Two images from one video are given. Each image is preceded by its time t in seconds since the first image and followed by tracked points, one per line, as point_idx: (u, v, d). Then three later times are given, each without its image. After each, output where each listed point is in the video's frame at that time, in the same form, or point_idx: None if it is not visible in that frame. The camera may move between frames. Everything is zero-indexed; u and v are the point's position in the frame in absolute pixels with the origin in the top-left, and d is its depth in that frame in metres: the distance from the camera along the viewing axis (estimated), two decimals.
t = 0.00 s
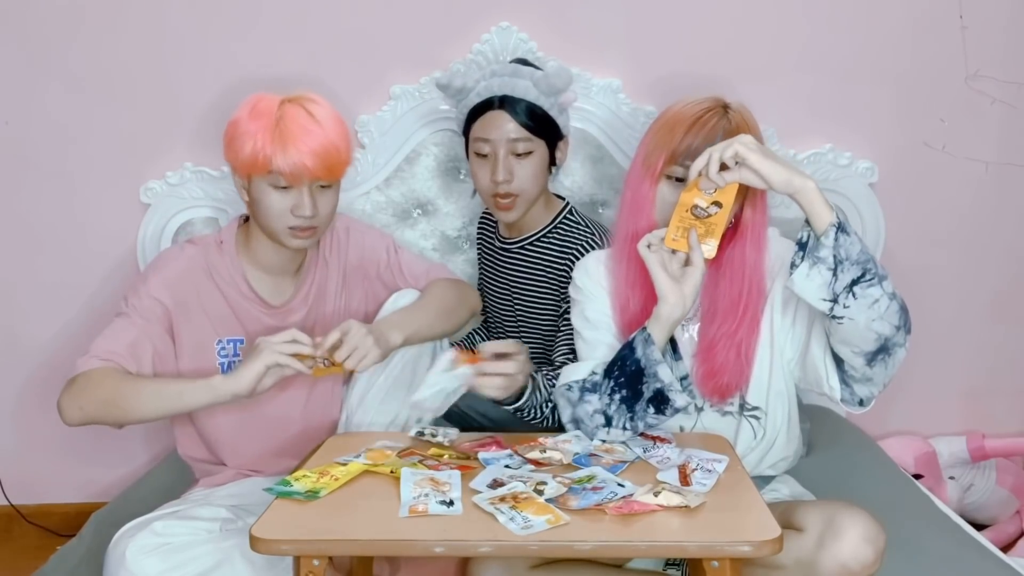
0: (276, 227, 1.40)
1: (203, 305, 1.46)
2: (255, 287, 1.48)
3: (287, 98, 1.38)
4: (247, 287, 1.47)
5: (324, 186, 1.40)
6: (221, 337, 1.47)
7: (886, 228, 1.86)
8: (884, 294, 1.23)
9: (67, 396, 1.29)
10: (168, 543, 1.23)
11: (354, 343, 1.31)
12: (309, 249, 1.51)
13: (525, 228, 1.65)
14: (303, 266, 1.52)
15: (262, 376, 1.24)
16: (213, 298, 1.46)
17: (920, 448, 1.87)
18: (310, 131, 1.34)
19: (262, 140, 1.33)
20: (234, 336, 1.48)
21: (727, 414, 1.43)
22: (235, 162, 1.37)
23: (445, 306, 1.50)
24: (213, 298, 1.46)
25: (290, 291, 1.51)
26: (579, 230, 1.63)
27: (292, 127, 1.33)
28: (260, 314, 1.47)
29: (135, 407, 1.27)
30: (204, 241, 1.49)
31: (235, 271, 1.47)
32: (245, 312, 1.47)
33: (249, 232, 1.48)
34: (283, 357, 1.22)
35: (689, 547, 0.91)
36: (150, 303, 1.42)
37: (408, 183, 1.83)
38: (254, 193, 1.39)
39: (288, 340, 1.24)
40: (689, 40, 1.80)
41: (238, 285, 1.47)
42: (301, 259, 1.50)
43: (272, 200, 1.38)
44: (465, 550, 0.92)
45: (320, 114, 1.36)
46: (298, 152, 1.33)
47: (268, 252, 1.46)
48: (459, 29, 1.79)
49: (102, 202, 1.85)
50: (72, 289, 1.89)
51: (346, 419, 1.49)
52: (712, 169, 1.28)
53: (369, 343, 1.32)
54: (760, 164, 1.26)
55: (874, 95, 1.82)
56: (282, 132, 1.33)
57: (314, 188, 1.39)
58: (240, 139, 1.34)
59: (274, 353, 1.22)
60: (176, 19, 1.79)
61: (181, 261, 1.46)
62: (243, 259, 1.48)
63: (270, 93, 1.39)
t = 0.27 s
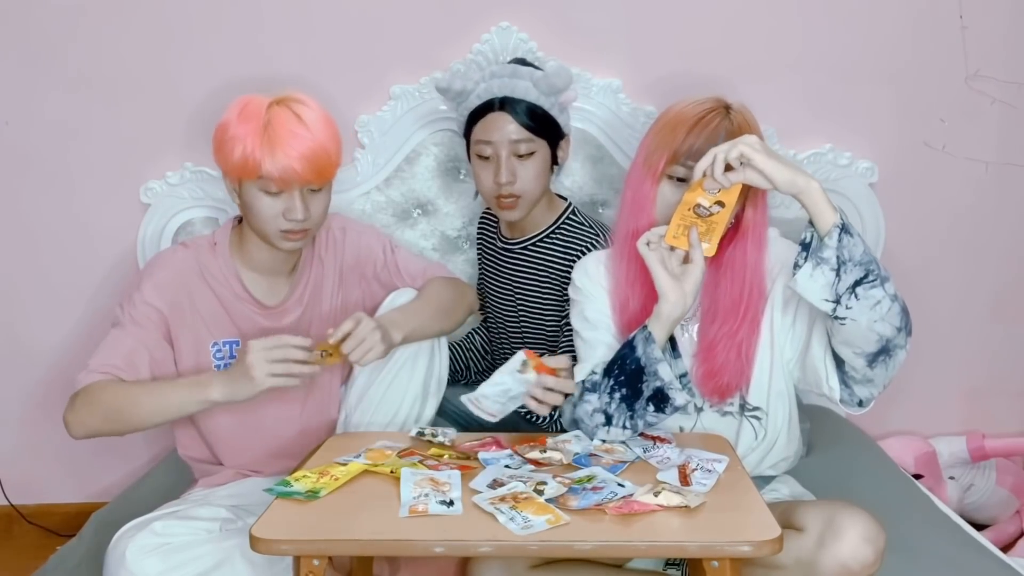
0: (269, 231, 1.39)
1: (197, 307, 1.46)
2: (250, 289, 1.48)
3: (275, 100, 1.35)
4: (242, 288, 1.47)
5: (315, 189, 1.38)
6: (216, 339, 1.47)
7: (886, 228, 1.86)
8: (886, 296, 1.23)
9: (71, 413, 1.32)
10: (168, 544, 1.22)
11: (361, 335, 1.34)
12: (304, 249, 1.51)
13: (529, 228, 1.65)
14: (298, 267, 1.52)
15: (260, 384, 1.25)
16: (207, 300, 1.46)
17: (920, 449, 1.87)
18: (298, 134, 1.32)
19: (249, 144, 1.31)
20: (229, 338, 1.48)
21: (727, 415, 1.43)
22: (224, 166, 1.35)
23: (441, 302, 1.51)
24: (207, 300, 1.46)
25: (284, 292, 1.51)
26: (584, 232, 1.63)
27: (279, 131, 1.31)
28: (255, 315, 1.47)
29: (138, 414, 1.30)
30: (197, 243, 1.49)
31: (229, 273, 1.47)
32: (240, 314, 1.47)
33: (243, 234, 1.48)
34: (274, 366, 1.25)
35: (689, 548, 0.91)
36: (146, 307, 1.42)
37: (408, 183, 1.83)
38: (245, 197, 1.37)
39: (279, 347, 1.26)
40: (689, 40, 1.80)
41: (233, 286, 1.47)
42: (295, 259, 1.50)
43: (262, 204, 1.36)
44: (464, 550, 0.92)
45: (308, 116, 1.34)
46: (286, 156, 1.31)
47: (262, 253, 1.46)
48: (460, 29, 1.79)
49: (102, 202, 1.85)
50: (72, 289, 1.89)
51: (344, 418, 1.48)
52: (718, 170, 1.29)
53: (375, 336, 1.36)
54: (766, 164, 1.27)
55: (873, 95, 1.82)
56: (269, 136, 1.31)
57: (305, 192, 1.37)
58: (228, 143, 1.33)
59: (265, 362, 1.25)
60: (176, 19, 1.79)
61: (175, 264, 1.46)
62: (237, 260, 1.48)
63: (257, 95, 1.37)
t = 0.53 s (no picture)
0: (261, 234, 1.39)
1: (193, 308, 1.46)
2: (246, 289, 1.48)
3: (262, 101, 1.35)
4: (239, 289, 1.47)
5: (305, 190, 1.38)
6: (214, 340, 1.46)
7: (886, 228, 1.86)
8: (885, 301, 1.23)
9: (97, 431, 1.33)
10: (168, 544, 1.23)
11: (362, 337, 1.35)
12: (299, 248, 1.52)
13: (524, 233, 1.65)
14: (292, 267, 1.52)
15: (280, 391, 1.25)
16: (203, 301, 1.46)
17: (920, 449, 1.86)
18: (285, 136, 1.31)
19: (236, 146, 1.31)
20: (226, 339, 1.47)
21: (727, 415, 1.43)
22: (213, 169, 1.35)
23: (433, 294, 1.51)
24: (203, 301, 1.46)
25: (279, 292, 1.51)
26: (573, 235, 1.64)
27: (266, 133, 1.31)
28: (252, 316, 1.47)
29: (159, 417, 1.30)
30: (191, 245, 1.49)
31: (224, 274, 1.47)
32: (236, 315, 1.46)
33: (236, 236, 1.48)
34: (296, 377, 1.25)
35: (689, 547, 0.91)
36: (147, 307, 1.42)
37: (409, 183, 1.83)
38: (236, 200, 1.37)
39: (301, 356, 1.25)
40: (689, 40, 1.80)
41: (229, 287, 1.47)
42: (290, 258, 1.50)
43: (252, 207, 1.36)
44: (465, 550, 0.92)
45: (295, 118, 1.33)
46: (272, 159, 1.31)
47: (257, 256, 1.46)
48: (460, 29, 1.79)
49: (102, 201, 1.85)
50: (72, 289, 1.89)
51: (343, 419, 1.48)
52: (719, 175, 1.27)
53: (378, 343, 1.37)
54: (766, 171, 1.26)
55: (874, 95, 1.82)
56: (255, 138, 1.31)
57: (294, 193, 1.37)
58: (216, 145, 1.33)
59: (292, 372, 1.24)
60: (176, 19, 1.79)
61: (171, 266, 1.46)
62: (231, 262, 1.48)
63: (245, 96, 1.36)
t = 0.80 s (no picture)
0: (257, 235, 1.39)
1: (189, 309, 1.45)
2: (243, 290, 1.48)
3: (256, 103, 1.35)
4: (236, 290, 1.47)
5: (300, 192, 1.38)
6: (212, 341, 1.46)
7: (886, 228, 1.86)
8: (886, 309, 1.24)
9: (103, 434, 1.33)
10: (168, 544, 1.22)
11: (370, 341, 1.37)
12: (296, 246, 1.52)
13: (518, 235, 1.65)
14: (287, 268, 1.52)
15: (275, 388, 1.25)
16: (201, 302, 1.46)
17: (920, 449, 1.86)
18: (279, 139, 1.31)
19: (231, 149, 1.31)
20: (224, 339, 1.47)
21: (727, 416, 1.42)
22: (208, 172, 1.35)
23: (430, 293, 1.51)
24: (201, 302, 1.46)
25: (276, 293, 1.51)
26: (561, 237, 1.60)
27: (260, 135, 1.31)
28: (250, 317, 1.47)
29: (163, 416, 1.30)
30: (188, 246, 1.49)
31: (222, 276, 1.47)
32: (234, 315, 1.46)
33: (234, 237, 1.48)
34: (291, 376, 1.25)
35: (689, 547, 0.91)
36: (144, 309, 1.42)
37: (408, 183, 1.83)
38: (231, 202, 1.37)
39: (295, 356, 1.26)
40: (689, 40, 1.80)
41: (228, 288, 1.47)
42: (285, 258, 1.49)
43: (248, 209, 1.36)
44: (464, 550, 0.92)
45: (289, 119, 1.33)
46: (267, 161, 1.31)
47: (252, 255, 1.45)
48: (460, 29, 1.79)
49: (102, 201, 1.85)
50: (72, 289, 1.89)
51: (342, 420, 1.48)
52: (720, 181, 1.27)
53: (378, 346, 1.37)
54: (769, 178, 1.26)
55: (874, 95, 1.82)
56: (250, 141, 1.31)
57: (290, 196, 1.37)
58: (211, 148, 1.33)
59: (288, 371, 1.25)
60: (176, 19, 1.79)
61: (169, 267, 1.46)
62: (228, 263, 1.48)
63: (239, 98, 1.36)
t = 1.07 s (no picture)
0: (256, 236, 1.39)
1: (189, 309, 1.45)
2: (242, 290, 1.48)
3: (252, 104, 1.35)
4: (236, 290, 1.47)
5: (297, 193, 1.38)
6: (211, 341, 1.46)
7: (886, 228, 1.86)
8: (886, 311, 1.24)
9: (111, 437, 1.32)
10: (168, 544, 1.22)
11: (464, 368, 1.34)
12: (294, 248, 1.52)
13: (520, 234, 1.65)
14: (286, 269, 1.52)
15: (280, 387, 1.24)
16: (199, 303, 1.46)
17: (920, 449, 1.86)
18: (276, 140, 1.31)
19: (228, 150, 1.31)
20: (223, 339, 1.47)
21: (726, 417, 1.42)
22: (205, 173, 1.35)
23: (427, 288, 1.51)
24: (200, 302, 1.46)
25: (274, 293, 1.51)
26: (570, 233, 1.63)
27: (257, 136, 1.31)
28: (248, 317, 1.47)
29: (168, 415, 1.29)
30: (187, 246, 1.49)
31: (221, 276, 1.47)
32: (232, 315, 1.47)
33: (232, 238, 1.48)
34: (297, 376, 1.24)
35: (689, 547, 0.91)
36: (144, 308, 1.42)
37: (408, 183, 1.83)
38: (229, 203, 1.37)
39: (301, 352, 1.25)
40: (689, 40, 1.80)
41: (227, 289, 1.47)
42: (284, 258, 1.50)
43: (246, 210, 1.36)
44: (464, 550, 0.92)
45: (286, 119, 1.33)
46: (265, 162, 1.31)
47: (250, 255, 1.46)
48: (460, 28, 1.79)
49: (102, 201, 1.85)
50: (72, 289, 1.88)
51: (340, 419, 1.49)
52: (720, 181, 1.27)
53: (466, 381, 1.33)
54: (769, 179, 1.26)
55: (874, 95, 1.82)
56: (247, 142, 1.31)
57: (287, 196, 1.37)
58: (208, 149, 1.33)
59: (295, 371, 1.24)
60: (176, 19, 1.79)
61: (168, 267, 1.45)
62: (227, 263, 1.48)
63: (235, 98, 1.36)
